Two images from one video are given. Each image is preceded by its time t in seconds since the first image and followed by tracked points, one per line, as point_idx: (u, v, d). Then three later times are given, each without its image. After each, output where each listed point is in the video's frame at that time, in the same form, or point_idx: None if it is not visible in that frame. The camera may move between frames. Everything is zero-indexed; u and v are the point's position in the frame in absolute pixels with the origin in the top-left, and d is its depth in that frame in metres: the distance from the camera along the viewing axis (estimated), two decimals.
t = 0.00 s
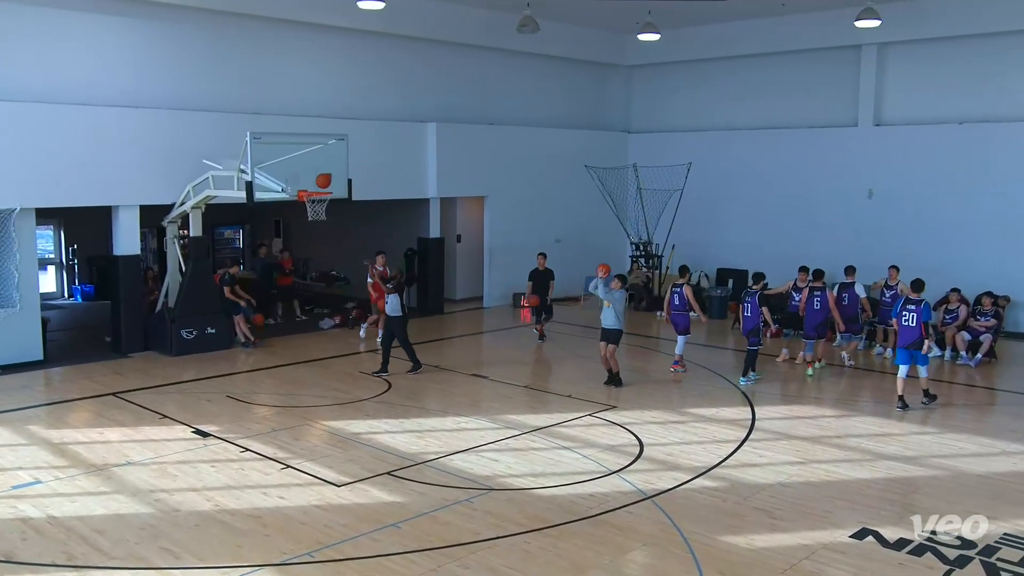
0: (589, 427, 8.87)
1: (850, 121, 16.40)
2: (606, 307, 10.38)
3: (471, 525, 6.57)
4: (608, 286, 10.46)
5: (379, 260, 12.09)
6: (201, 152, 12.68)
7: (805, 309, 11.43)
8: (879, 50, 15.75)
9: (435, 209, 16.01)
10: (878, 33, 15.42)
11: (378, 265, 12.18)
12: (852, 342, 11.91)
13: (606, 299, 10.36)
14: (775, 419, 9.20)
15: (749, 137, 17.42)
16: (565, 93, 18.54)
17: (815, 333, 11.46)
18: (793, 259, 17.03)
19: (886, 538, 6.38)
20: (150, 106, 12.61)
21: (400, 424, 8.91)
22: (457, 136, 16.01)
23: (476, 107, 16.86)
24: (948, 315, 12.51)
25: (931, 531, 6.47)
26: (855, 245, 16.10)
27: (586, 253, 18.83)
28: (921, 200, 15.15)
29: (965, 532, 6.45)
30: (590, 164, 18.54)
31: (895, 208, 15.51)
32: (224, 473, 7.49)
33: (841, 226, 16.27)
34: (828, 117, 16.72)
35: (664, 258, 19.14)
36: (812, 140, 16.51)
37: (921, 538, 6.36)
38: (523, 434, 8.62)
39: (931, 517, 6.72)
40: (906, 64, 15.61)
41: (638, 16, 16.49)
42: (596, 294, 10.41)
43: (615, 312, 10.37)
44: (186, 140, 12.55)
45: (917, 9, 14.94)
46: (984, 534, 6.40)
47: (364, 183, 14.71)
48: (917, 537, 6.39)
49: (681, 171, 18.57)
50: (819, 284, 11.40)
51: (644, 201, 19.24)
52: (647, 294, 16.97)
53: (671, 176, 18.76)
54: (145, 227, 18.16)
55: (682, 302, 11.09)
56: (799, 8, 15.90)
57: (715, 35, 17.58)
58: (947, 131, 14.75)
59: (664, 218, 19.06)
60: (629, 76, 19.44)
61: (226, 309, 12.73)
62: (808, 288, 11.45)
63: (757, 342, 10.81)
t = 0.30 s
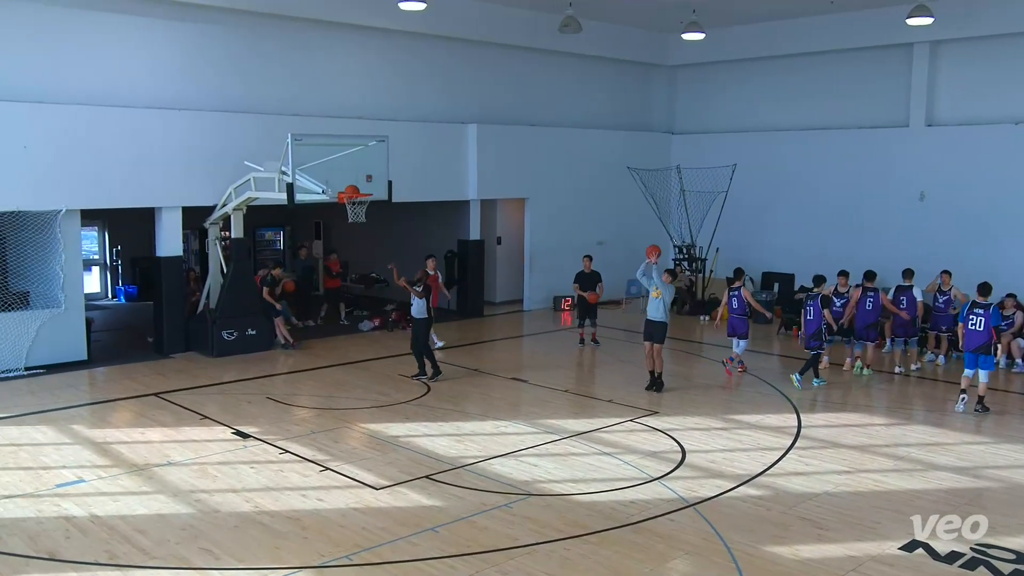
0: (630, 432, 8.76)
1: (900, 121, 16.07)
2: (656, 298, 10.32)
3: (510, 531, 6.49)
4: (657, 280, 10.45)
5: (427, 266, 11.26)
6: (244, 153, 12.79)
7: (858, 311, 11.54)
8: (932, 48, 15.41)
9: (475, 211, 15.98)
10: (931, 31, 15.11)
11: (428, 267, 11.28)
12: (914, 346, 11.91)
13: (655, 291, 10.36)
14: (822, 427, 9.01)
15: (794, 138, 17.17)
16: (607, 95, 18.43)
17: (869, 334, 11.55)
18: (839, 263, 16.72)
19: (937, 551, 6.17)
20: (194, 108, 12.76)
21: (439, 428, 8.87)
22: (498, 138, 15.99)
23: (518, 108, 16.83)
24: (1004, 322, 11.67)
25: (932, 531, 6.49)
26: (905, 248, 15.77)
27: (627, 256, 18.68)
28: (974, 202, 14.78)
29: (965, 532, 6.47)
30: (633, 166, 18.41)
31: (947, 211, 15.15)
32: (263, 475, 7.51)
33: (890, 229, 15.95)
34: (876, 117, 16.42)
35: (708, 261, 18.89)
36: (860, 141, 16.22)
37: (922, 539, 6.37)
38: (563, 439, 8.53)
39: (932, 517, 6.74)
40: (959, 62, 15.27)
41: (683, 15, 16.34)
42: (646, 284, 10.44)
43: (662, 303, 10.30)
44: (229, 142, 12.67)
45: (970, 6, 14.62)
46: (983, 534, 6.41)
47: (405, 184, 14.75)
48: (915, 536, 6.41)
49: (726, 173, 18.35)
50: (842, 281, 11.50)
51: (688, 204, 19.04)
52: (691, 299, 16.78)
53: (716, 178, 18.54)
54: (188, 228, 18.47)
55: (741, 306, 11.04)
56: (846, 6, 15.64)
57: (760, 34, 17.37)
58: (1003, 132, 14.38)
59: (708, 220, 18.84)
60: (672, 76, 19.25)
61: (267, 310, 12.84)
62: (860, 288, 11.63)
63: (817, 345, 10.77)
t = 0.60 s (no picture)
0: (665, 433, 8.72)
1: (943, 121, 15.82)
2: (700, 300, 10.29)
3: (545, 531, 6.48)
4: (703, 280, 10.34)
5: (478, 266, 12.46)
6: (282, 154, 12.93)
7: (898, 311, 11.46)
8: (977, 45, 15.14)
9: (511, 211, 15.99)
10: (976, 28, 14.85)
11: (478, 270, 12.57)
12: (960, 343, 11.84)
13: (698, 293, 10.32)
14: (861, 430, 8.89)
15: (834, 138, 16.97)
16: (644, 94, 18.31)
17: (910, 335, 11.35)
18: (879, 265, 16.49)
19: (979, 558, 6.06)
20: (234, 109, 12.92)
21: (474, 427, 8.89)
22: (534, 138, 15.98)
23: (554, 109, 16.81)
24: None
25: (931, 531, 6.49)
26: (948, 250, 15.51)
27: (663, 258, 18.57)
28: (1020, 203, 14.48)
29: (965, 532, 6.48)
30: (670, 166, 18.31)
31: (991, 211, 14.87)
32: (300, 472, 7.58)
33: (933, 230, 15.70)
34: (918, 116, 16.18)
35: (746, 261, 18.72)
36: (901, 141, 16.00)
37: (922, 538, 6.37)
38: (598, 439, 8.51)
39: (932, 517, 6.74)
40: (1005, 60, 14.99)
41: (721, 13, 16.21)
42: (693, 284, 10.40)
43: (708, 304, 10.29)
44: (268, 142, 12.82)
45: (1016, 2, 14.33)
46: (983, 534, 6.43)
47: (441, 185, 14.80)
48: (916, 536, 6.41)
49: (764, 173, 18.16)
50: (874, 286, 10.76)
51: (724, 204, 18.91)
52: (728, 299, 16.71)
53: (754, 178, 18.36)
54: (228, 227, 18.73)
55: (790, 303, 11.35)
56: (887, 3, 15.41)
57: (799, 32, 17.17)
58: None
59: (746, 220, 18.68)
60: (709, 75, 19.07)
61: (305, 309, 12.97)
62: (899, 289, 11.48)
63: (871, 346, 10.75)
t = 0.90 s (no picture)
0: (695, 435, 8.67)
1: (978, 120, 15.62)
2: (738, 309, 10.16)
3: (573, 531, 6.47)
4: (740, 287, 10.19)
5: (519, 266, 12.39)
6: (313, 154, 13.03)
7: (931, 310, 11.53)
8: (1014, 43, 14.91)
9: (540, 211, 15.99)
10: (1013, 25, 14.62)
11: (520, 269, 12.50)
12: (995, 346, 11.53)
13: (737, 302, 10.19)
14: (894, 433, 8.79)
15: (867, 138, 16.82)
16: (673, 93, 18.22)
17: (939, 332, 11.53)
18: (912, 266, 16.30)
19: (1015, 563, 5.97)
20: (268, 109, 13.07)
21: (502, 427, 8.90)
22: (564, 138, 15.97)
23: (584, 109, 16.80)
24: None
25: (931, 531, 6.49)
26: (982, 251, 15.29)
27: (693, 259, 18.47)
28: None
29: (965, 532, 6.48)
30: (700, 166, 18.21)
31: None
32: (330, 470, 7.62)
33: (968, 230, 15.49)
34: (953, 115, 15.97)
35: (777, 262, 18.58)
36: (935, 140, 15.80)
37: (922, 538, 6.36)
38: (627, 440, 8.48)
39: (932, 517, 6.73)
40: None
41: (752, 12, 16.11)
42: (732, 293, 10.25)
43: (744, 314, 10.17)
44: (299, 143, 12.93)
45: None
46: (982, 535, 6.43)
47: (472, 185, 14.85)
48: (916, 536, 6.40)
49: (796, 173, 18.00)
50: (903, 285, 11.08)
51: (755, 204, 18.78)
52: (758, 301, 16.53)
53: (786, 179, 18.21)
54: (259, 227, 18.92)
55: (834, 303, 11.63)
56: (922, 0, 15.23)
57: (831, 31, 17.02)
58: None
59: (778, 221, 18.55)
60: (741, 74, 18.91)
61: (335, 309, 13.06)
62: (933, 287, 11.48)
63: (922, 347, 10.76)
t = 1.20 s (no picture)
0: (717, 436, 8.63)
1: (1005, 119, 15.44)
2: (762, 310, 10.12)
3: (593, 532, 6.45)
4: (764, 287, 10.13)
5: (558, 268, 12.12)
6: (336, 154, 13.11)
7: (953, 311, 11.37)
8: None
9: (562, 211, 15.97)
10: None
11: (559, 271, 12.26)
12: (1020, 343, 11.59)
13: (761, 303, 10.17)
14: (919, 435, 8.71)
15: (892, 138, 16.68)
16: (695, 92, 18.13)
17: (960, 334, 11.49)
18: (937, 266, 16.14)
19: None
20: (291, 109, 13.16)
21: (523, 427, 8.90)
22: (585, 138, 15.95)
23: (605, 109, 16.77)
24: None
25: (931, 531, 6.48)
26: (1009, 251, 15.11)
27: (714, 259, 18.38)
28: None
29: (965, 532, 6.47)
30: (722, 165, 18.12)
31: None
32: (351, 469, 7.65)
33: (994, 231, 15.31)
34: (979, 114, 15.80)
35: (799, 262, 18.46)
36: (961, 140, 15.64)
37: (922, 538, 6.36)
38: (649, 441, 8.45)
39: (934, 517, 6.72)
40: None
41: (775, 11, 16.01)
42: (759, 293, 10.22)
43: (769, 315, 10.10)
44: (321, 143, 13.00)
45: None
46: (983, 535, 6.42)
47: (493, 184, 14.87)
48: (915, 536, 6.39)
49: (819, 172, 17.87)
50: (932, 287, 10.95)
51: (778, 203, 18.68)
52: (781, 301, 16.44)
53: (809, 179, 18.09)
54: (281, 227, 19.04)
55: (868, 303, 11.52)
56: None
57: (855, 29, 16.88)
58: None
59: (800, 221, 18.43)
60: (765, 73, 18.80)
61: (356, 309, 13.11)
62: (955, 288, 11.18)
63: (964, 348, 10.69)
